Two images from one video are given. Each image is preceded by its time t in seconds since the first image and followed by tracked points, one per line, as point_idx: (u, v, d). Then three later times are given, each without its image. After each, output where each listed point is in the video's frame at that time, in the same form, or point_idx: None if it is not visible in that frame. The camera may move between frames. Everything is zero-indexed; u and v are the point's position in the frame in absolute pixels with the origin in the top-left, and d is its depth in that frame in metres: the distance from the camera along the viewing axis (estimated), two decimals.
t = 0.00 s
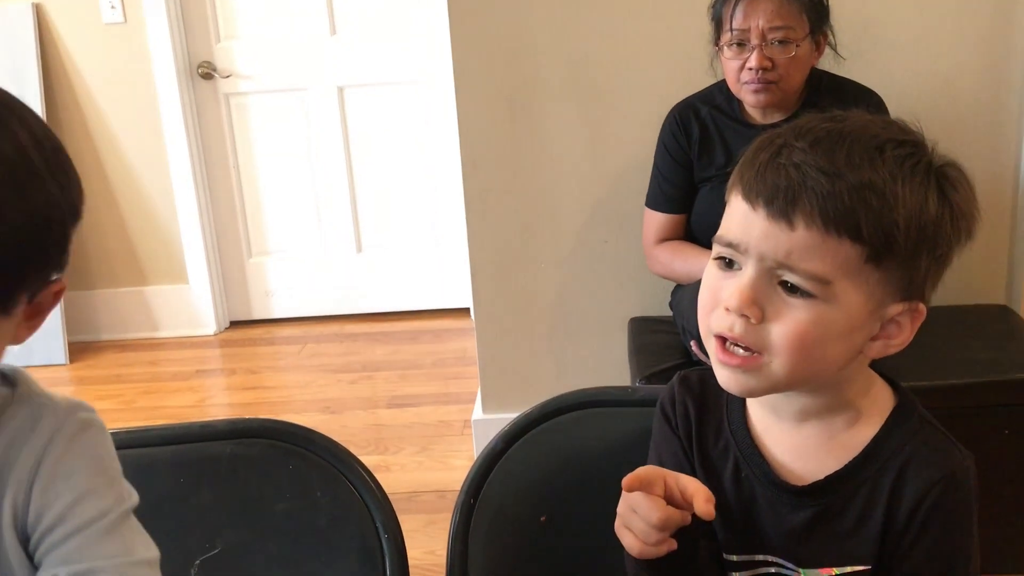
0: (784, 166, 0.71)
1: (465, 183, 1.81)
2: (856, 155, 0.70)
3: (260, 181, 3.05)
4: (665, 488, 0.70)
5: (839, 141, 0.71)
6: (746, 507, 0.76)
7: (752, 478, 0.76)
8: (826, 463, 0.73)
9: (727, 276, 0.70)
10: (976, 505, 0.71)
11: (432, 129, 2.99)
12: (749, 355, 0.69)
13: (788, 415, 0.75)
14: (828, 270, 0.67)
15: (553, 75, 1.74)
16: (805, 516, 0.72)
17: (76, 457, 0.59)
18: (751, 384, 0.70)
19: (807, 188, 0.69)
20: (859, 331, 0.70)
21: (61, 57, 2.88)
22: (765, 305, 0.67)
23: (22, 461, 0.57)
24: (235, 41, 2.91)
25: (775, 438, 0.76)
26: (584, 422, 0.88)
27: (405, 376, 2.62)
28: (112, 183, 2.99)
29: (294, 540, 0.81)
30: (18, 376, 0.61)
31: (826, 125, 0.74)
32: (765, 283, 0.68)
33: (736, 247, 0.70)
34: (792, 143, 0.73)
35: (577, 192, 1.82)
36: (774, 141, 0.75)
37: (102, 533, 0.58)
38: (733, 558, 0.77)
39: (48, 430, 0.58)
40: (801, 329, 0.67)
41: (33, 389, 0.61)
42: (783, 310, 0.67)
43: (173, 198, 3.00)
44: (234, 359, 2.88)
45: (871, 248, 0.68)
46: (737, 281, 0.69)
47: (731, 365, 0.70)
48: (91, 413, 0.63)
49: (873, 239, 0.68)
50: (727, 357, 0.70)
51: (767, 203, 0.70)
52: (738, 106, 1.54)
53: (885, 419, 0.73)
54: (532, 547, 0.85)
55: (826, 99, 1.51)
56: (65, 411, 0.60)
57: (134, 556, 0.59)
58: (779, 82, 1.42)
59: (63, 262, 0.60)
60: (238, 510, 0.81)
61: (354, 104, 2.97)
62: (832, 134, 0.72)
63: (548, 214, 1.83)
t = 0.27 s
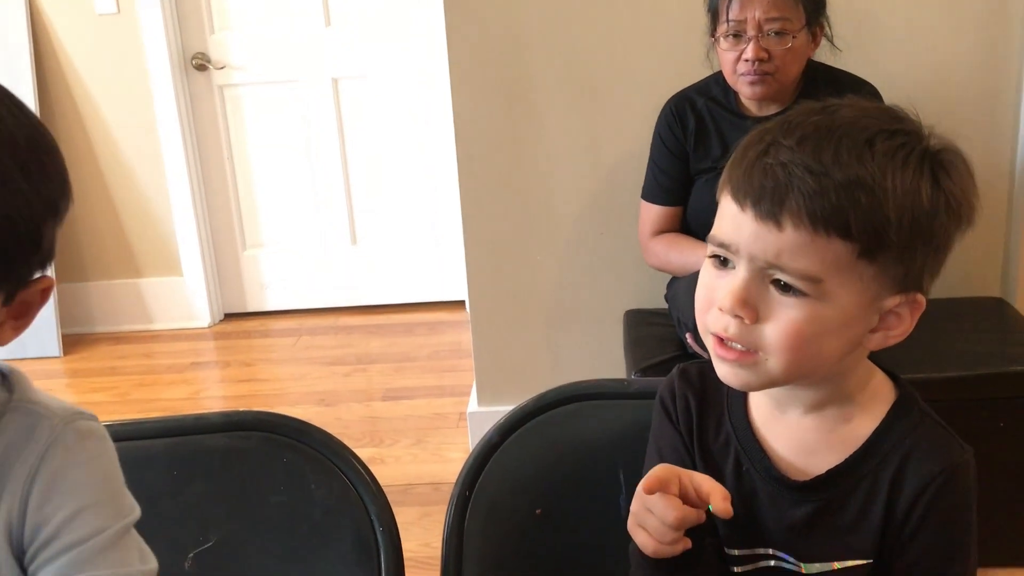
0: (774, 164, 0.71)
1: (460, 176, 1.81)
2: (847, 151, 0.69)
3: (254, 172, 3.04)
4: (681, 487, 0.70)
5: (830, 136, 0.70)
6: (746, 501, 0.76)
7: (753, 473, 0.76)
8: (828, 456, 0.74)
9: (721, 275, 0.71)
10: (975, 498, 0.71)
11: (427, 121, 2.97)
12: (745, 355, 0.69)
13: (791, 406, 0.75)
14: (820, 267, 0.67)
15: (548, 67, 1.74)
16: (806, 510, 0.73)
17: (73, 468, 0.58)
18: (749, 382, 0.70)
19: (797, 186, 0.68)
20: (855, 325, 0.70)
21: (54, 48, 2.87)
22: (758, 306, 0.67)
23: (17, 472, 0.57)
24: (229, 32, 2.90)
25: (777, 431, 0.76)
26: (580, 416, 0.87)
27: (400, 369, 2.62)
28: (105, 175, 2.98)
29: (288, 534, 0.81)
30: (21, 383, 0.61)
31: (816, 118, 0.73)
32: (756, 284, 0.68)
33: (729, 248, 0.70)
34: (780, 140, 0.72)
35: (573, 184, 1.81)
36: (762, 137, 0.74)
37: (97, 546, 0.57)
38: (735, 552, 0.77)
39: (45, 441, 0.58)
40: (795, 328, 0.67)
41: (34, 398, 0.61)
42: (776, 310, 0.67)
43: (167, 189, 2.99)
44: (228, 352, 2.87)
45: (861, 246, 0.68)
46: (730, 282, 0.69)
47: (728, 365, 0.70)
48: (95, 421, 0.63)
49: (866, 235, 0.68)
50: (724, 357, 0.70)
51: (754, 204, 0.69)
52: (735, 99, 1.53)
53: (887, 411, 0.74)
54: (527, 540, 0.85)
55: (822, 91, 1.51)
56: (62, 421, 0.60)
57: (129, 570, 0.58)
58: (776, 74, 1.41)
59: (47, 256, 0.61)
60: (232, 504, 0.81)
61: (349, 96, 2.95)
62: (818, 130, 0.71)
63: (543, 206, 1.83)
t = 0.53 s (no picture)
0: (745, 149, 0.70)
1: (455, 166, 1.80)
2: (819, 133, 0.67)
3: (247, 162, 3.03)
4: (683, 469, 0.69)
5: (804, 119, 0.69)
6: (744, 490, 0.76)
7: (751, 460, 0.75)
8: (827, 446, 0.73)
9: (699, 259, 0.71)
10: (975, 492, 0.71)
11: (421, 112, 2.96)
12: (718, 338, 0.69)
13: (789, 395, 0.74)
14: (782, 250, 0.66)
15: (543, 56, 1.73)
16: (802, 500, 0.72)
17: (68, 462, 0.58)
18: (726, 365, 0.70)
19: (762, 170, 0.67)
20: (828, 310, 0.68)
21: (46, 36, 2.85)
22: (721, 288, 0.67)
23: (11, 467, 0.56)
24: (222, 22, 2.88)
25: (775, 420, 0.76)
26: (574, 405, 0.87)
27: (393, 359, 2.62)
28: (98, 164, 2.96)
29: (279, 525, 0.81)
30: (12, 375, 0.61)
31: (797, 102, 0.71)
32: (724, 266, 0.68)
33: (704, 232, 0.70)
34: (751, 128, 0.71)
35: (568, 174, 1.81)
36: (738, 127, 0.74)
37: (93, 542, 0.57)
38: (729, 538, 0.77)
39: (38, 435, 0.58)
40: (758, 311, 0.66)
41: (28, 391, 0.60)
42: (740, 293, 0.67)
43: (160, 179, 2.98)
44: (222, 342, 2.86)
45: (825, 228, 0.66)
46: (704, 265, 0.69)
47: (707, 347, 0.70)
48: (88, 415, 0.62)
49: (832, 218, 0.65)
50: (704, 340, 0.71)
51: (720, 188, 0.69)
52: (730, 89, 1.53)
53: (887, 403, 0.73)
54: (519, 529, 0.85)
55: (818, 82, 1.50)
56: (56, 415, 0.59)
57: (124, 565, 0.58)
58: (771, 65, 1.41)
59: (34, 250, 0.60)
60: (224, 494, 0.81)
61: (343, 86, 2.94)
62: (787, 116, 0.70)
63: (538, 197, 1.82)
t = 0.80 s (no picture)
0: (739, 130, 0.69)
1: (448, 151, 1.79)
2: (812, 116, 0.66)
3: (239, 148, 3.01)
4: (673, 450, 0.69)
5: (799, 101, 0.68)
6: (738, 474, 0.76)
7: (745, 444, 0.76)
8: (822, 432, 0.73)
9: (693, 239, 0.71)
10: (971, 481, 0.70)
11: (414, 97, 2.94)
12: (708, 319, 0.70)
13: (786, 382, 0.74)
14: (769, 234, 0.65)
15: (538, 41, 1.72)
16: (795, 485, 0.73)
17: (59, 442, 0.58)
18: (715, 347, 0.70)
19: (752, 152, 0.67)
20: (817, 296, 0.67)
21: (35, 19, 2.82)
22: (710, 270, 0.68)
23: None
24: (213, 5, 2.85)
25: (771, 406, 0.75)
26: (569, 392, 0.87)
27: (386, 346, 2.62)
28: (87, 149, 2.94)
29: (270, 511, 0.80)
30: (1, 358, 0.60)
31: (795, 84, 0.70)
32: (714, 248, 0.68)
33: (697, 212, 0.71)
34: (747, 108, 0.71)
35: (562, 161, 1.80)
36: (736, 107, 0.73)
37: (84, 521, 0.56)
38: (723, 522, 0.78)
39: (25, 418, 0.57)
40: (745, 294, 0.67)
41: (17, 373, 0.59)
42: (729, 275, 0.67)
43: (151, 164, 2.96)
44: (213, 328, 2.85)
45: (812, 212, 0.65)
46: (696, 246, 0.70)
47: (698, 327, 0.71)
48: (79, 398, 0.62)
49: (820, 203, 0.65)
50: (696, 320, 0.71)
51: (712, 168, 0.69)
52: (726, 75, 1.52)
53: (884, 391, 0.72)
54: (513, 515, 0.85)
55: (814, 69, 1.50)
56: (45, 396, 0.59)
57: (115, 545, 0.58)
58: (767, 50, 1.40)
59: (13, 227, 0.60)
60: (214, 482, 0.80)
61: (335, 71, 2.92)
62: (781, 97, 0.69)
63: (532, 183, 1.82)
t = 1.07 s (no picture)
0: (734, 102, 0.69)
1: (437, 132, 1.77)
2: (807, 88, 0.65)
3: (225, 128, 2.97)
4: (671, 430, 0.67)
5: (794, 73, 0.67)
6: (733, 458, 0.76)
7: (740, 427, 0.75)
8: (817, 415, 0.72)
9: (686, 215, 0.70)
10: (969, 466, 0.70)
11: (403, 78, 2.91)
12: (701, 296, 0.69)
13: (781, 364, 0.73)
14: (762, 207, 0.65)
15: (528, 21, 1.70)
16: (790, 470, 0.72)
17: (30, 427, 0.58)
18: (707, 326, 0.69)
19: (746, 124, 0.66)
20: (811, 272, 0.67)
21: None
22: (703, 245, 0.67)
23: None
24: None
25: (767, 389, 0.75)
26: (560, 376, 0.86)
27: (374, 329, 2.60)
28: (71, 129, 2.90)
29: (257, 496, 0.79)
30: None
31: (791, 57, 0.69)
32: (707, 223, 0.67)
33: (690, 188, 0.70)
34: (742, 82, 0.70)
35: (552, 142, 1.79)
36: (731, 81, 0.72)
37: (55, 504, 0.56)
38: (717, 506, 0.77)
39: None
40: (737, 269, 0.66)
41: None
42: (721, 249, 0.66)
43: (135, 145, 2.92)
44: (199, 311, 2.83)
45: (806, 185, 0.64)
46: (690, 221, 0.69)
47: (690, 305, 0.70)
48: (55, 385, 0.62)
49: (815, 175, 0.64)
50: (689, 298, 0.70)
51: (705, 141, 0.68)
52: (718, 54, 1.50)
53: (881, 374, 0.72)
54: (504, 500, 0.84)
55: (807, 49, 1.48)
56: (19, 380, 0.59)
57: (89, 530, 0.57)
58: (760, 30, 1.39)
59: None
60: (200, 466, 0.79)
61: (323, 51, 2.88)
62: (776, 70, 0.68)
63: (522, 165, 1.80)
